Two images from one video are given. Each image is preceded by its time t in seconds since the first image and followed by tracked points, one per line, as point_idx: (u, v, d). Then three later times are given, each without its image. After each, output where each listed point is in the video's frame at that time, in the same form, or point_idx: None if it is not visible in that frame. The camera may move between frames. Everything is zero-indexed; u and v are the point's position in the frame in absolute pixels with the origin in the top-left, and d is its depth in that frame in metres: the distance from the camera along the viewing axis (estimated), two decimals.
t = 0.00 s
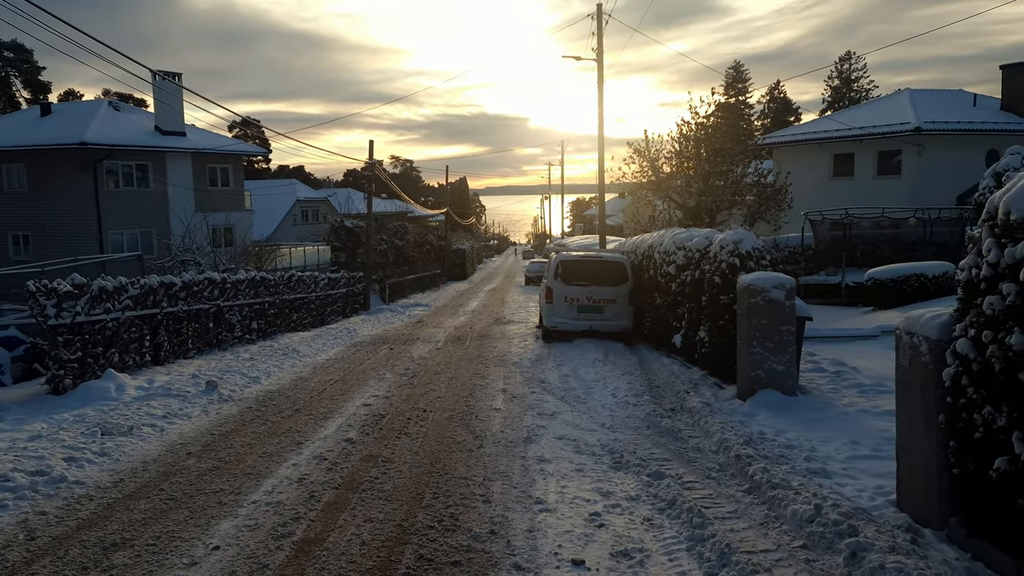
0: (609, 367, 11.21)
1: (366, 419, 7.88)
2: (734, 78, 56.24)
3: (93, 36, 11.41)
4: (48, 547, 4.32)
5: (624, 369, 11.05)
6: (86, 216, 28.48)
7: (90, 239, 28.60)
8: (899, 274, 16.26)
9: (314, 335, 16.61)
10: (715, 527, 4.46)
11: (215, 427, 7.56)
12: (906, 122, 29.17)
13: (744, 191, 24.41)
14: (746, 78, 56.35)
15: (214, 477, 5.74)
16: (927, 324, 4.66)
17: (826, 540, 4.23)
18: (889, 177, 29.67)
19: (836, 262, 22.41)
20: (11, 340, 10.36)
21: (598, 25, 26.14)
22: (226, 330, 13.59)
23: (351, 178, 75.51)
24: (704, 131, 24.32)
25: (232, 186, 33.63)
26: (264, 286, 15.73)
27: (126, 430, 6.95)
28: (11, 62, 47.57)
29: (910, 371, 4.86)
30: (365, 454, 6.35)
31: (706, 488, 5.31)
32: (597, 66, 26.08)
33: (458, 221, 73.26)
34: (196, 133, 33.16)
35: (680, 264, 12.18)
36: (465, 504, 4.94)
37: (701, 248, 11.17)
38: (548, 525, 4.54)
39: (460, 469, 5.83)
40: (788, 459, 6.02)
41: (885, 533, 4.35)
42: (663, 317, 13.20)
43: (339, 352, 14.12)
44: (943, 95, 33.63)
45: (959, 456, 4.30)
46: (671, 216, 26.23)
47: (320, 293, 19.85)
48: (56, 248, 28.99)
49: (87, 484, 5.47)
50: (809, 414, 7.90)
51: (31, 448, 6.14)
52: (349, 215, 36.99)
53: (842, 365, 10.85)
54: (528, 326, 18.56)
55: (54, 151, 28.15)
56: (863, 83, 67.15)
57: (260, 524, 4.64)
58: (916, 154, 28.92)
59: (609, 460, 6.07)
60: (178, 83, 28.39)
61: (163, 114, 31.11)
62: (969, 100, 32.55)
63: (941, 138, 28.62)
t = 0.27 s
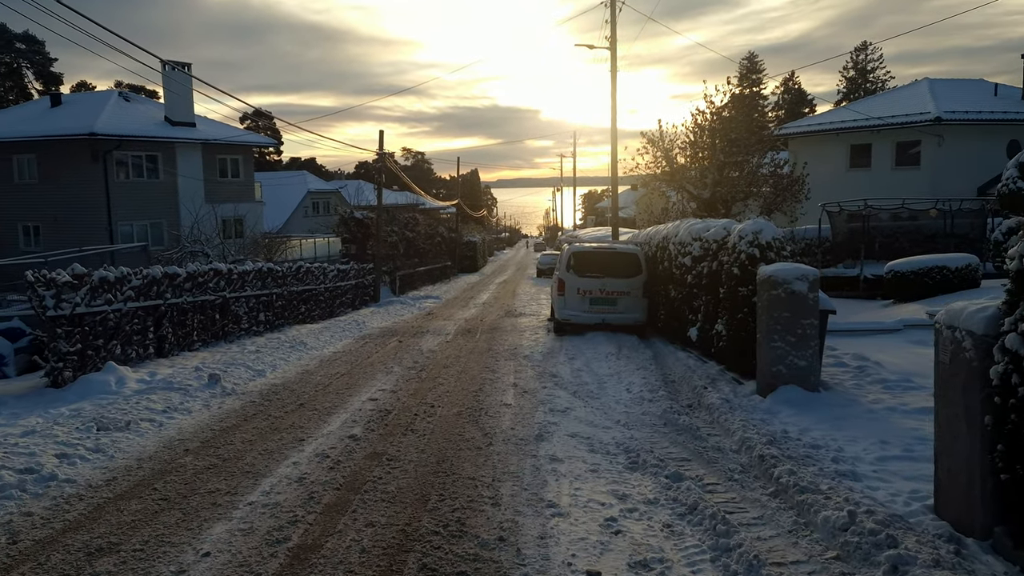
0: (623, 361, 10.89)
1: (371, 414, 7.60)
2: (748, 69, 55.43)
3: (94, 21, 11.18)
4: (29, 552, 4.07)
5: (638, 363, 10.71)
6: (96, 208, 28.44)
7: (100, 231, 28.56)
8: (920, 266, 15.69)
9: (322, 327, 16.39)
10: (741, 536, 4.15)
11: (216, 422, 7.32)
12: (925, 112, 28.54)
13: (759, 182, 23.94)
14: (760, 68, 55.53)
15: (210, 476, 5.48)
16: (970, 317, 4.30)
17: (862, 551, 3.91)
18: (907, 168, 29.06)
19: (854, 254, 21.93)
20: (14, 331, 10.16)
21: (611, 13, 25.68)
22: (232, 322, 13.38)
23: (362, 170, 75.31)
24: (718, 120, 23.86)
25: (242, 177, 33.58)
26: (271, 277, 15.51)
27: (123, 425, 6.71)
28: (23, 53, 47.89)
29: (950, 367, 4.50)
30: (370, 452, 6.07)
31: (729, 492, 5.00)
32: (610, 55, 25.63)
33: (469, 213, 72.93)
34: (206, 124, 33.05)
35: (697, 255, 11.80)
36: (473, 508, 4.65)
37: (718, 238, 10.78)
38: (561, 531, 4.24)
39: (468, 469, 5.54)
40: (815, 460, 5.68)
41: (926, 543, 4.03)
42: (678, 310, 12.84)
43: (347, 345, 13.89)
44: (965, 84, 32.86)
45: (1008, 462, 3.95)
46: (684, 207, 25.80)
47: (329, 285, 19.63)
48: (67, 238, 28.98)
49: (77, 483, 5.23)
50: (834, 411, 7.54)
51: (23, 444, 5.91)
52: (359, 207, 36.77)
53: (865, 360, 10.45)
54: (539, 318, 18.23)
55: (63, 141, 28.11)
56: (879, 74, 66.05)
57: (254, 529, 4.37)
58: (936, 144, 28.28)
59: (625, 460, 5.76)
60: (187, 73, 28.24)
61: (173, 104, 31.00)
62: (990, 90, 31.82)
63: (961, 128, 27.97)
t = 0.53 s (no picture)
0: (638, 359, 10.56)
1: (379, 415, 7.33)
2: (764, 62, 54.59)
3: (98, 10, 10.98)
4: (10, 567, 3.82)
5: (654, 362, 10.36)
6: (107, 202, 28.46)
7: (111, 225, 28.57)
8: (945, 261, 15.26)
9: (331, 323, 16.16)
10: (773, 557, 3.82)
11: (217, 423, 7.08)
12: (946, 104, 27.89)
13: (776, 177, 23.44)
14: (775, 61, 54.77)
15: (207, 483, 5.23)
16: None
17: None
18: (926, 162, 28.45)
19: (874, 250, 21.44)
20: (17, 326, 9.93)
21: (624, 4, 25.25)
22: (239, 318, 13.18)
23: (374, 165, 75.19)
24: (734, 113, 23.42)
25: (254, 171, 33.53)
26: (280, 272, 15.30)
27: (121, 427, 6.48)
28: (35, 48, 48.32)
29: (1000, 373, 4.13)
30: (375, 457, 5.79)
31: (756, 505, 4.66)
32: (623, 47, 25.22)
33: (480, 207, 72.59)
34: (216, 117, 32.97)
35: (715, 251, 11.44)
36: (482, 521, 4.36)
37: (738, 233, 10.39)
38: (577, 549, 3.93)
39: (478, 476, 5.25)
40: (847, 468, 5.33)
41: (976, 566, 3.68)
42: (695, 307, 12.48)
43: (356, 342, 13.64)
44: (987, 76, 32.08)
45: None
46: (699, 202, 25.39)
47: (339, 280, 19.42)
48: (77, 232, 29.03)
49: (68, 490, 4.99)
50: (863, 413, 7.15)
51: (14, 448, 5.69)
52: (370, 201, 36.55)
53: (891, 360, 10.03)
54: (552, 315, 17.90)
55: (74, 135, 28.12)
56: (896, 67, 65.03)
57: (249, 543, 4.10)
58: (956, 138, 27.64)
59: (643, 467, 5.44)
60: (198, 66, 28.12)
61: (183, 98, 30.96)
62: (1012, 82, 31.09)
63: (982, 121, 27.32)
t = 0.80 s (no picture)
0: (651, 358, 10.24)
1: (385, 416, 7.07)
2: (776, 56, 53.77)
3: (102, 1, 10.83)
4: None
5: (668, 361, 10.04)
6: (115, 197, 28.48)
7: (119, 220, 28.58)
8: (965, 258, 14.78)
9: (339, 320, 15.93)
10: None
11: (217, 425, 6.83)
12: (963, 98, 27.29)
13: (790, 173, 22.96)
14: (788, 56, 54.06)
15: (201, 489, 4.98)
16: None
17: None
18: (943, 157, 27.86)
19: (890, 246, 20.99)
20: (18, 323, 9.65)
21: None
22: (244, 314, 12.97)
23: (383, 161, 75.01)
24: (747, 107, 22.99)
25: (262, 167, 33.42)
26: (286, 268, 15.08)
27: (116, 429, 6.24)
28: (45, 44, 48.70)
29: None
30: (378, 461, 5.52)
31: (783, 517, 4.35)
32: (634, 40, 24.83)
33: (490, 204, 72.28)
34: (224, 112, 32.89)
35: (732, 247, 11.08)
36: (490, 534, 4.08)
37: (755, 228, 10.02)
38: (592, 567, 3.65)
39: (486, 484, 4.97)
40: (878, 476, 5.00)
41: None
42: (709, 304, 12.14)
43: (363, 339, 13.40)
44: (1006, 70, 31.41)
45: None
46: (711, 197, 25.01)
47: (346, 276, 19.19)
48: (85, 227, 29.07)
49: (55, 497, 4.75)
50: (890, 416, 6.81)
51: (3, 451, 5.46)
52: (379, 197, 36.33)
53: (914, 359, 9.65)
54: (562, 312, 17.59)
55: (82, 130, 28.14)
56: (910, 61, 64.12)
57: (242, 557, 3.84)
58: (974, 132, 27.02)
59: (661, 474, 5.14)
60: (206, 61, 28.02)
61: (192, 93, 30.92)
62: None
63: (1001, 115, 26.70)
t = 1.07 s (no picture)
0: (663, 359, 9.92)
1: (387, 420, 6.78)
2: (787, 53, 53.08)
3: None
4: None
5: (680, 362, 9.72)
6: (120, 194, 28.62)
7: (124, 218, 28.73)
8: (984, 255, 14.37)
9: (343, 318, 15.70)
10: None
11: (212, 429, 6.58)
12: (978, 93, 26.67)
13: (803, 171, 22.45)
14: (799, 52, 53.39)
15: (191, 499, 4.72)
16: None
17: None
18: (957, 154, 27.23)
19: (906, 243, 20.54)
20: (13, 322, 9.28)
21: None
22: (246, 312, 12.75)
23: (391, 159, 74.84)
24: (757, 103, 22.47)
25: (268, 164, 33.78)
26: (290, 265, 14.88)
27: (106, 433, 5.99)
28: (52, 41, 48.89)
29: None
30: (378, 469, 5.24)
31: (810, 535, 4.03)
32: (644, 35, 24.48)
33: (498, 201, 72.00)
34: (230, 109, 32.91)
35: (746, 244, 10.70)
36: (494, 553, 3.79)
37: (771, 224, 9.63)
38: None
39: (490, 495, 4.67)
40: (911, 487, 4.66)
41: None
42: (722, 303, 11.78)
43: (368, 338, 13.18)
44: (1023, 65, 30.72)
45: None
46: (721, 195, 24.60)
47: (352, 274, 18.98)
48: (91, 224, 29.18)
49: (36, 508, 4.51)
50: (917, 421, 6.44)
51: None
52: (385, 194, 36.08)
53: (938, 361, 9.26)
54: (570, 310, 17.27)
55: (88, 127, 28.29)
56: (921, 58, 63.38)
57: None
58: (989, 128, 26.29)
59: (677, 484, 4.82)
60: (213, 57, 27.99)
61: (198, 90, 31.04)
62: None
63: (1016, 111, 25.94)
